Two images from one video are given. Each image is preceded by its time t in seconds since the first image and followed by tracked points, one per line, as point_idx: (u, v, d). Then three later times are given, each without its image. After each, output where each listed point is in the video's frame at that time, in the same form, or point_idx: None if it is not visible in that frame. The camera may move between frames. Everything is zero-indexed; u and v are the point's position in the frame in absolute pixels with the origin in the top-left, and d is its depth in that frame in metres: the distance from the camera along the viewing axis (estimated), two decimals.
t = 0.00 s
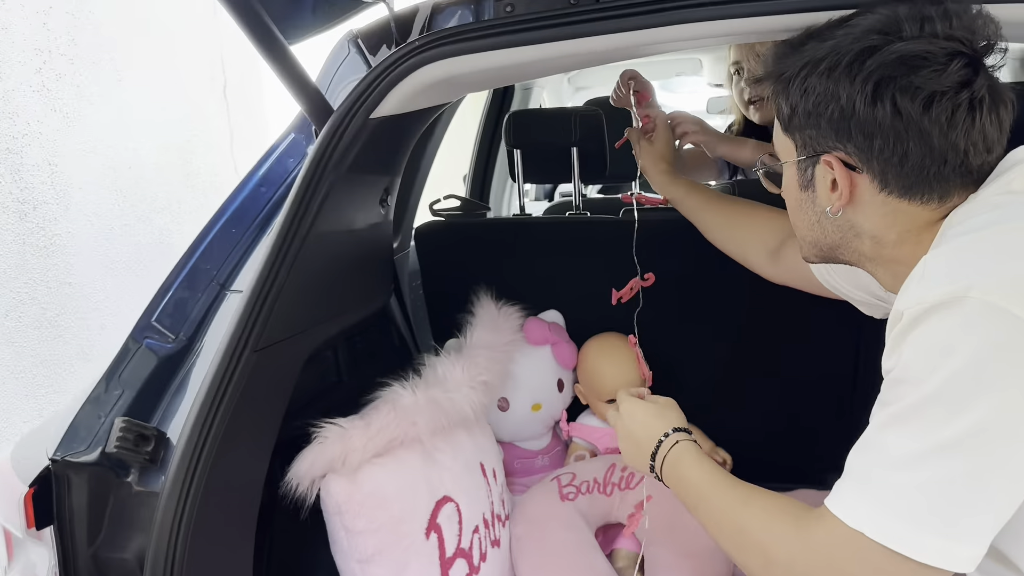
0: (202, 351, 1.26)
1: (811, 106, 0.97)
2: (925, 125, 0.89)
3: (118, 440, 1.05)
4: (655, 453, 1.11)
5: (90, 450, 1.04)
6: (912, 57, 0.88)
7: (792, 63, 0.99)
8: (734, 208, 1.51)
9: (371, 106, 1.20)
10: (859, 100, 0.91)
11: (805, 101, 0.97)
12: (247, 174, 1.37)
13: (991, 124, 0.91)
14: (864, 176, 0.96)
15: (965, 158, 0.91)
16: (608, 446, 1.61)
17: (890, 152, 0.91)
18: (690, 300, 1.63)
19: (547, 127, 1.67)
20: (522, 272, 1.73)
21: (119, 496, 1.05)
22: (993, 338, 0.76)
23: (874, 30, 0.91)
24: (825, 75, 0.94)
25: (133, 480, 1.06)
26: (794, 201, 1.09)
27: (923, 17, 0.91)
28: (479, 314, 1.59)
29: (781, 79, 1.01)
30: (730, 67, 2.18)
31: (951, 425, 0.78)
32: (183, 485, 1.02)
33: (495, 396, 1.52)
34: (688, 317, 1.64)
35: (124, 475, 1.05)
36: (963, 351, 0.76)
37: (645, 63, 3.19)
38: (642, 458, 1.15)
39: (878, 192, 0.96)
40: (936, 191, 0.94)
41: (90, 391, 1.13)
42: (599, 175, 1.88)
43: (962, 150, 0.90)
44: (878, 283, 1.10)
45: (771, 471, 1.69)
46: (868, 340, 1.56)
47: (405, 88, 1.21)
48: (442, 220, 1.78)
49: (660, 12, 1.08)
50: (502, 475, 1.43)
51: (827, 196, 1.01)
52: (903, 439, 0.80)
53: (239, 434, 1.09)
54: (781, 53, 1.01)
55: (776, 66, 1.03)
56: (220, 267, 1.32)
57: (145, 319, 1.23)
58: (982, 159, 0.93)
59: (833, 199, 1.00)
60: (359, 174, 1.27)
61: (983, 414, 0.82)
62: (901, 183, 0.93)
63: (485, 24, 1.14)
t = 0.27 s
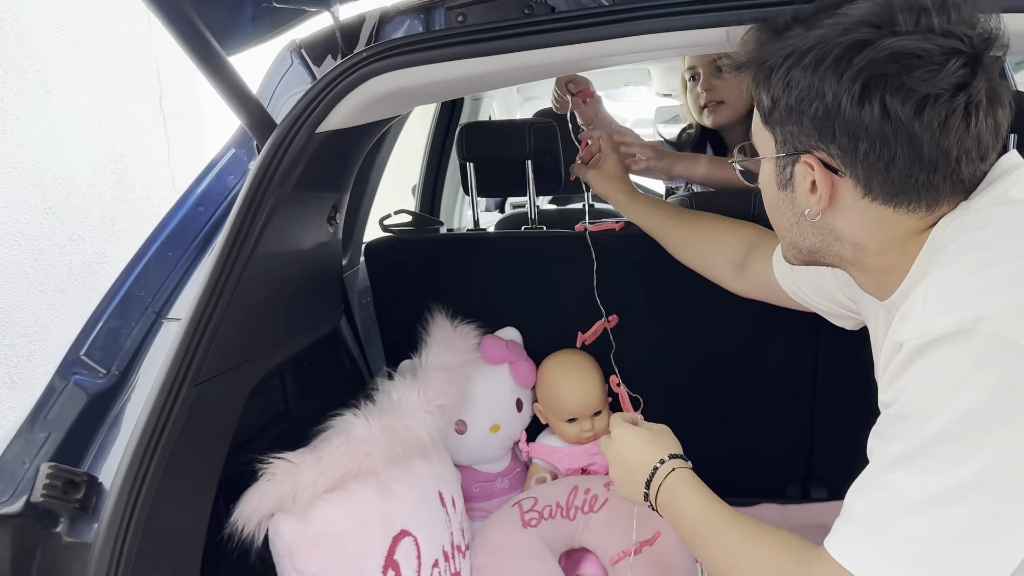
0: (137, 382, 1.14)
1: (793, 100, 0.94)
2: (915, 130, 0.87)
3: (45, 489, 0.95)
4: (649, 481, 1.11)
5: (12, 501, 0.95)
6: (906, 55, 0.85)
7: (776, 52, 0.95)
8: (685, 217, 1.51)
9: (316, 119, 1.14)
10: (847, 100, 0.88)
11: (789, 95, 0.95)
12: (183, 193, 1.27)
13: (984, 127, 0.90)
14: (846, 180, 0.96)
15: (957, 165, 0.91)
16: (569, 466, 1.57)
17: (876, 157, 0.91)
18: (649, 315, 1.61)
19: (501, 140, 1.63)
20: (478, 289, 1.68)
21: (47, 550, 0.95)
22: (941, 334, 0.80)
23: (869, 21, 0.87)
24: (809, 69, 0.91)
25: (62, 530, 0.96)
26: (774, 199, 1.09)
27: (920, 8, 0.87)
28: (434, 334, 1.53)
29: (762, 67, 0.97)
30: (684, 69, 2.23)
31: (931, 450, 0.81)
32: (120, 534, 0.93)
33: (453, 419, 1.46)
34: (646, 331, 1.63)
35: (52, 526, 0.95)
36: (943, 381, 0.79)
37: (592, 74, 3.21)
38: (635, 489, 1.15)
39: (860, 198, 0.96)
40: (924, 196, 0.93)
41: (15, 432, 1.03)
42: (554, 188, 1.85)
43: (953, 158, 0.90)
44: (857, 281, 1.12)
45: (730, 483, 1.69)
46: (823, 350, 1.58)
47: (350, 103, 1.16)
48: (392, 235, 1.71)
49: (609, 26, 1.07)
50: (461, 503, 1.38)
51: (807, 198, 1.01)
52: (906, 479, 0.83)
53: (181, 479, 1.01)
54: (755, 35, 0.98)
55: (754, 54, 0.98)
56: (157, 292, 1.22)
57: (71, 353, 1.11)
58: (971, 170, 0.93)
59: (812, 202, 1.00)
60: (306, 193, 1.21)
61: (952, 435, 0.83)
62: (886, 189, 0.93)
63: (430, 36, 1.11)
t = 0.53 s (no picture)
0: (71, 402, 1.22)
1: (781, 95, 0.91)
2: (925, 135, 0.84)
3: None
4: (640, 522, 1.11)
5: None
6: (919, 46, 0.80)
7: (759, 37, 0.90)
8: (659, 230, 1.46)
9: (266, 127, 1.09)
10: (849, 97, 0.85)
11: (777, 88, 0.91)
12: (128, 204, 1.33)
13: (999, 130, 0.87)
14: (835, 188, 0.94)
15: (970, 175, 0.88)
16: (536, 484, 1.53)
17: (879, 165, 0.89)
18: (617, 327, 1.58)
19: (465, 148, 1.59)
20: (442, 301, 1.64)
21: None
22: (966, 370, 0.74)
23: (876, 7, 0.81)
24: (803, 59, 0.87)
25: None
26: (751, 205, 1.08)
27: None
28: (396, 348, 1.48)
29: (743, 52, 0.93)
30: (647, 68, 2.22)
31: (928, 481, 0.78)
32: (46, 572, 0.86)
33: (415, 436, 1.41)
34: (615, 345, 1.59)
35: None
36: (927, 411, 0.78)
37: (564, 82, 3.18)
38: (625, 527, 1.14)
39: (852, 207, 0.94)
40: (937, 209, 0.90)
41: None
42: (522, 198, 1.81)
43: (966, 169, 0.87)
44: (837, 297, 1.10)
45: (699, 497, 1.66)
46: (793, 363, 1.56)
47: (302, 111, 1.11)
48: (354, 246, 1.66)
49: (569, 34, 1.04)
50: (422, 526, 1.32)
51: (790, 206, 1.00)
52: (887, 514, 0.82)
53: (117, 511, 0.94)
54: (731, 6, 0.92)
55: (739, 37, 0.92)
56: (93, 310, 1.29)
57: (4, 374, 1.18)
58: (984, 182, 0.90)
59: (798, 211, 0.98)
60: (257, 204, 1.16)
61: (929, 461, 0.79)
62: (884, 198, 0.91)
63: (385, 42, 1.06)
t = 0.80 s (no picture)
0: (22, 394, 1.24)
1: (749, 83, 0.89)
2: (912, 130, 0.83)
3: None
4: (616, 561, 1.07)
5: None
6: (906, 28, 0.79)
7: (725, 19, 0.91)
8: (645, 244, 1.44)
9: (219, 132, 1.06)
10: (825, 85, 0.83)
11: (746, 77, 0.89)
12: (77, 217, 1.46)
13: (994, 130, 0.85)
14: (807, 190, 0.92)
15: (958, 184, 0.87)
16: (506, 498, 1.50)
17: (860, 164, 0.87)
18: (589, 339, 1.55)
19: (435, 155, 1.56)
20: (412, 311, 1.61)
21: None
22: (951, 431, 0.72)
23: None
24: (773, 41, 0.85)
25: None
26: (715, 210, 1.06)
27: None
28: (363, 359, 1.44)
29: (708, 35, 0.93)
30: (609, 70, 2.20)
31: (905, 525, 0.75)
32: None
33: (381, 449, 1.37)
34: (588, 356, 1.56)
35: None
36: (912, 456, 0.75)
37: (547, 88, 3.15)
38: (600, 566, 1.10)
39: (826, 213, 0.92)
40: (929, 216, 0.88)
41: None
42: (497, 207, 1.79)
43: (955, 173, 0.86)
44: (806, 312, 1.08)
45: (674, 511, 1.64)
46: (769, 375, 1.53)
47: (261, 116, 1.08)
48: (324, 254, 1.63)
49: (533, 39, 1.01)
50: (385, 542, 1.29)
51: (757, 210, 0.97)
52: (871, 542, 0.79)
53: (52, 532, 0.91)
54: None
55: (700, 19, 0.93)
56: (38, 320, 1.34)
57: None
58: (976, 191, 0.89)
59: (765, 216, 0.95)
60: (210, 210, 1.13)
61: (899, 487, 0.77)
62: (862, 205, 0.89)
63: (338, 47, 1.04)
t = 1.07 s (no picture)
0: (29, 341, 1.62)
1: (730, 82, 0.88)
2: (911, 139, 0.79)
3: None
4: None
5: None
6: (906, 24, 0.74)
7: (702, 10, 0.88)
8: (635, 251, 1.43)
9: (196, 133, 1.04)
10: (813, 87, 0.80)
11: (726, 76, 0.88)
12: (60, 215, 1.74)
13: (1005, 139, 0.80)
14: (793, 202, 0.91)
15: (962, 200, 0.83)
16: (494, 508, 1.47)
17: (851, 176, 0.85)
18: (580, 346, 1.52)
19: (423, 158, 1.53)
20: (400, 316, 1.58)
21: None
22: (940, 498, 0.69)
23: None
24: (756, 37, 0.83)
25: None
26: (693, 220, 1.05)
27: None
28: (349, 365, 1.42)
29: (683, 27, 0.91)
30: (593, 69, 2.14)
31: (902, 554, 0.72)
32: None
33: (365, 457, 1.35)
34: (578, 363, 1.53)
35: None
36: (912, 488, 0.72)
37: (545, 90, 3.13)
38: None
39: (812, 229, 0.91)
40: (930, 230, 0.85)
41: None
42: (488, 211, 1.76)
43: (958, 188, 0.82)
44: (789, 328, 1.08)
45: (667, 521, 1.62)
46: (762, 384, 1.50)
47: (238, 120, 1.05)
48: (311, 256, 1.61)
49: (519, 38, 1.00)
50: (368, 552, 1.26)
51: (738, 222, 0.97)
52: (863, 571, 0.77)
53: (6, 543, 0.88)
54: None
55: (676, 8, 0.91)
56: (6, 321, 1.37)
57: None
58: (981, 206, 0.85)
59: (747, 229, 0.94)
60: (189, 212, 1.11)
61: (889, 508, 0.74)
62: (852, 221, 0.88)
63: (320, 46, 1.02)
